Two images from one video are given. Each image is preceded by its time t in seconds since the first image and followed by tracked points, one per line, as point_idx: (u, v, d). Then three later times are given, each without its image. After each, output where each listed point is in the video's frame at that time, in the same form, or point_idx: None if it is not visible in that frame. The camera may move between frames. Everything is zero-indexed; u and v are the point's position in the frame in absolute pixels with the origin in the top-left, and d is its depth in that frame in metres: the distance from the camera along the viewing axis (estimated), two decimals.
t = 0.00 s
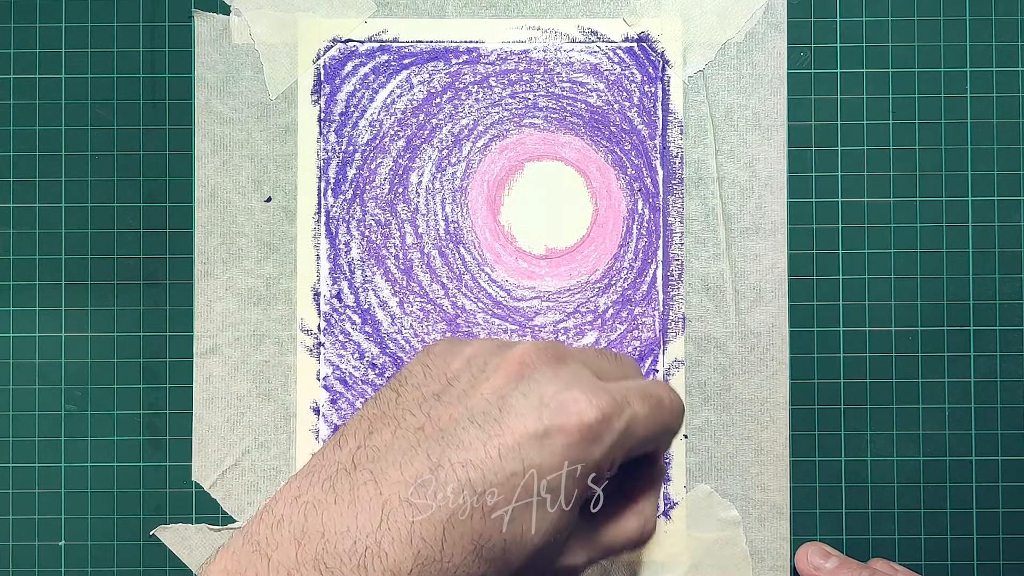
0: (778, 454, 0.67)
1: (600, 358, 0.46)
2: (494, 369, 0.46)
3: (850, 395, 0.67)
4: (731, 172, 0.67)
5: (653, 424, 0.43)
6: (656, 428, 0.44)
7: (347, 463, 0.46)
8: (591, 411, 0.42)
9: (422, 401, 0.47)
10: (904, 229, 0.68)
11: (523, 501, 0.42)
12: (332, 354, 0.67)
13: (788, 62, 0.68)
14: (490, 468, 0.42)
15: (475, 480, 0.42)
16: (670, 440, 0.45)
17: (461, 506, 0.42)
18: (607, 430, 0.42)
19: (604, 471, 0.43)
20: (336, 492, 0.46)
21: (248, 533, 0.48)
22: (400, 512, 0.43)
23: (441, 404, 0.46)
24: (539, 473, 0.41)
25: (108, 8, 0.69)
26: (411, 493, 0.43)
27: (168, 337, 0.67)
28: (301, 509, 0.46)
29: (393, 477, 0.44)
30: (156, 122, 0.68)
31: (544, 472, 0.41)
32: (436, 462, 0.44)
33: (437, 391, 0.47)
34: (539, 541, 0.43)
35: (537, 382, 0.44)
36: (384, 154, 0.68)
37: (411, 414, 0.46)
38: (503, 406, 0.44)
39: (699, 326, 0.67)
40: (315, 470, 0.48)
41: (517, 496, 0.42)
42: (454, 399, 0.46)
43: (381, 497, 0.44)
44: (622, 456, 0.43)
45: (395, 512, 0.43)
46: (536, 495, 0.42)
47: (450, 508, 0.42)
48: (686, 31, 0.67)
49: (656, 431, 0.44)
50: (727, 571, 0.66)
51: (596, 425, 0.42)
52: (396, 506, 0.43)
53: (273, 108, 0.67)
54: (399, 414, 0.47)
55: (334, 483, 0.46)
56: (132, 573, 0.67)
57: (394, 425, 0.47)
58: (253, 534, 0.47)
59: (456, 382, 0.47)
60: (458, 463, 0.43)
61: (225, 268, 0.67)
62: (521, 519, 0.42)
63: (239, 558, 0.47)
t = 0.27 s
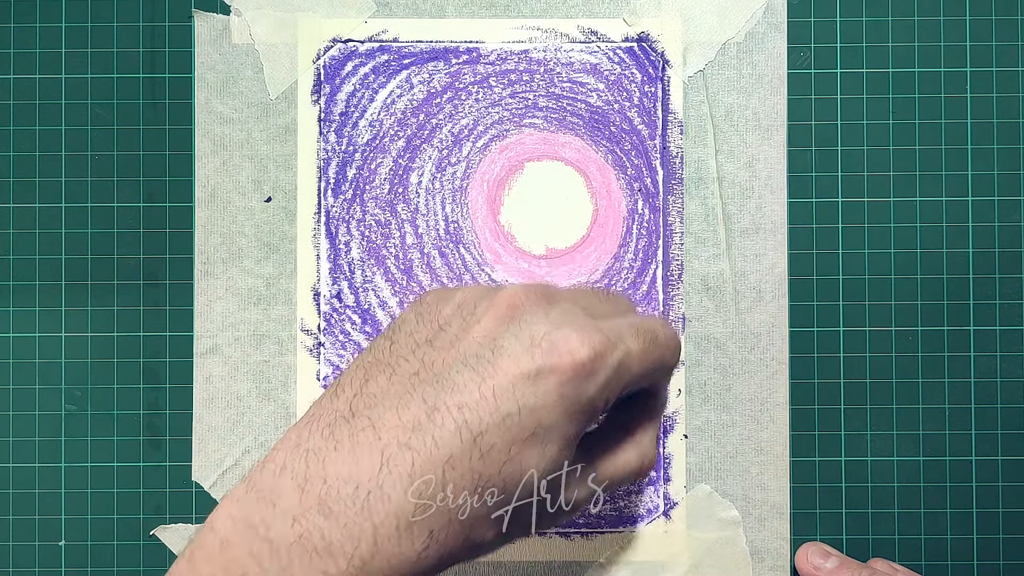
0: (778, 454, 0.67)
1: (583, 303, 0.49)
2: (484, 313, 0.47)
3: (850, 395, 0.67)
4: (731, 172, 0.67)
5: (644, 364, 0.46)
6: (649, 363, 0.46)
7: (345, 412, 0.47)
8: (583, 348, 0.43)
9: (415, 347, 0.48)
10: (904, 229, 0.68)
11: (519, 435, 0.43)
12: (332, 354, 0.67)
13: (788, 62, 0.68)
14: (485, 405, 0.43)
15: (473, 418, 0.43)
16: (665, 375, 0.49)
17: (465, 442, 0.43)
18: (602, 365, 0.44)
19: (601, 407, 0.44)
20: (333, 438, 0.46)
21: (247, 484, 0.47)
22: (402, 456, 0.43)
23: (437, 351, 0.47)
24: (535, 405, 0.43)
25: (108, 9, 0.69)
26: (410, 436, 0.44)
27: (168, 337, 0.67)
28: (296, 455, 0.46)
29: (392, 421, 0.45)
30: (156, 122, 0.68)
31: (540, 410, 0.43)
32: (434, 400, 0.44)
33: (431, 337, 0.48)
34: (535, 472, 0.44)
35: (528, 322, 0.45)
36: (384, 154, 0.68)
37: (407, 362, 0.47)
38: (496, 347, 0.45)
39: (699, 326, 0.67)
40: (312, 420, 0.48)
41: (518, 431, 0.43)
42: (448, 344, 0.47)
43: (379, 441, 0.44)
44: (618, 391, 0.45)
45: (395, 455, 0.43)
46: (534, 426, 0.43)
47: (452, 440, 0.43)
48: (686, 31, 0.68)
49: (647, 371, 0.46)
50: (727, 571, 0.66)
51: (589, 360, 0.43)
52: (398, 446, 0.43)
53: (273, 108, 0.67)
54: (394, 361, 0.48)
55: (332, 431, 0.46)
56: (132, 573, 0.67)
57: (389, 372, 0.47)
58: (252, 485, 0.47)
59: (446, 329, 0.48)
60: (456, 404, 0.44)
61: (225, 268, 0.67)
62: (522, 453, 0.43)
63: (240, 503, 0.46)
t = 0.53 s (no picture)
0: (778, 454, 0.67)
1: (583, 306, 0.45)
2: (479, 320, 0.44)
3: (850, 395, 0.67)
4: (731, 172, 0.67)
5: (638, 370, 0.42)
6: (646, 368, 0.42)
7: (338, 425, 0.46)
8: (577, 357, 0.40)
9: (409, 356, 0.46)
10: (904, 229, 0.68)
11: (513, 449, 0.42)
12: (332, 354, 0.67)
13: (788, 62, 0.68)
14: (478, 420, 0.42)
15: (466, 433, 0.42)
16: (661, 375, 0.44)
17: (460, 457, 0.42)
18: (596, 374, 0.41)
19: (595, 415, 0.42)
20: (329, 451, 0.46)
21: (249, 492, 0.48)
22: (396, 469, 0.43)
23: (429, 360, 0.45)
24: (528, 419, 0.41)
25: (108, 9, 0.69)
26: (405, 450, 0.43)
27: (168, 337, 0.67)
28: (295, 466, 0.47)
29: (387, 434, 0.44)
30: (156, 122, 0.68)
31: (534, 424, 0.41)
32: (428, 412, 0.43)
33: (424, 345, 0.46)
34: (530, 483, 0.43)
35: (522, 331, 0.43)
36: (384, 154, 0.68)
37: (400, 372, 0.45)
38: (490, 358, 0.43)
39: (699, 327, 0.67)
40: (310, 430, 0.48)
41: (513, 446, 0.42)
42: (441, 352, 0.45)
43: (374, 454, 0.44)
44: (612, 397, 0.42)
45: (391, 468, 0.43)
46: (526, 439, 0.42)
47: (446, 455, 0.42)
48: (686, 31, 0.67)
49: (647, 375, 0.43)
50: (727, 571, 0.66)
51: (582, 372, 0.40)
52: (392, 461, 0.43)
53: (273, 108, 0.67)
54: (387, 370, 0.46)
55: (328, 443, 0.46)
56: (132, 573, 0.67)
57: (383, 382, 0.46)
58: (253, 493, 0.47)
59: (439, 337, 0.46)
60: (449, 417, 0.42)
61: (225, 268, 0.67)
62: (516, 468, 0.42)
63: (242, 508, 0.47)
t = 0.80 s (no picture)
0: (778, 454, 0.67)
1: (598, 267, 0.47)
2: (494, 285, 0.46)
3: (850, 395, 0.67)
4: (731, 172, 0.67)
5: (655, 322, 0.45)
6: (664, 322, 0.45)
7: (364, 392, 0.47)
8: (594, 316, 0.42)
9: (429, 323, 0.47)
10: (904, 229, 0.68)
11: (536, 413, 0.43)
12: (332, 354, 0.67)
13: (788, 62, 0.68)
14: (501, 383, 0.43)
15: (489, 397, 0.43)
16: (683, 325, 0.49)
17: (487, 420, 0.43)
18: (613, 333, 0.43)
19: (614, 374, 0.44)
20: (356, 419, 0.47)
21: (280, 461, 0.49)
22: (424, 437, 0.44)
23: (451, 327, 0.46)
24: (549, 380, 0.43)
25: (108, 9, 0.69)
26: (430, 416, 0.44)
27: (168, 337, 0.67)
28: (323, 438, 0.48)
29: (411, 402, 0.45)
30: (156, 122, 0.68)
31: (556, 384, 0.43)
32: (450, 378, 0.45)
33: (442, 313, 0.47)
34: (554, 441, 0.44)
35: (540, 295, 0.44)
36: (384, 154, 0.68)
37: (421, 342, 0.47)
38: (508, 321, 0.44)
39: (699, 326, 0.67)
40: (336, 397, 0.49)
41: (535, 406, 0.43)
42: (460, 319, 0.46)
43: (399, 422, 0.45)
44: (632, 354, 0.44)
45: (418, 436, 0.44)
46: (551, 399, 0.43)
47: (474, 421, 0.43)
48: (686, 31, 0.67)
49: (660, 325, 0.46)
50: (727, 571, 0.66)
51: (600, 330, 0.42)
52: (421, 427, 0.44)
53: (273, 108, 0.67)
54: (409, 339, 0.48)
55: (354, 411, 0.47)
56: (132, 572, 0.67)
57: (405, 351, 0.47)
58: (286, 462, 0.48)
59: (457, 304, 0.47)
60: (472, 382, 0.44)
61: (225, 268, 0.67)
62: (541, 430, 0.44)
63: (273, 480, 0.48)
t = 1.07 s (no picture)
0: (778, 454, 0.67)
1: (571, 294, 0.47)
2: (459, 313, 0.45)
3: (850, 395, 0.67)
4: (731, 172, 0.67)
5: (618, 354, 0.44)
6: (630, 353, 0.45)
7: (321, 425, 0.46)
8: (560, 344, 0.42)
9: (393, 349, 0.47)
10: (904, 229, 0.68)
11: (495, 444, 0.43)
12: (332, 354, 0.67)
13: (788, 62, 0.68)
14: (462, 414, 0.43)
15: (450, 425, 0.43)
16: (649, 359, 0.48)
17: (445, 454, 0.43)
18: (579, 362, 0.42)
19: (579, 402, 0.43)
20: (312, 448, 0.46)
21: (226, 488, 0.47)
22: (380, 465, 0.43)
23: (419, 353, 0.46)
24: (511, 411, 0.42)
25: (108, 9, 0.69)
26: (389, 445, 0.43)
27: (168, 337, 0.67)
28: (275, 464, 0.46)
29: (371, 429, 0.44)
30: (156, 122, 0.68)
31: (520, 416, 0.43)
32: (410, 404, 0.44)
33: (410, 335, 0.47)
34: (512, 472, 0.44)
35: (506, 322, 0.43)
36: (384, 154, 0.68)
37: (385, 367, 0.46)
38: (472, 349, 0.44)
39: (699, 326, 0.67)
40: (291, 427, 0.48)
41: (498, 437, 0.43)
42: (423, 345, 0.46)
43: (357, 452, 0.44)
44: (597, 384, 0.44)
45: (375, 463, 0.43)
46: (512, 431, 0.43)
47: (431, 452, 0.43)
48: (686, 31, 0.68)
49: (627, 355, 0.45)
50: (727, 571, 0.66)
51: (566, 359, 0.42)
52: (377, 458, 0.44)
53: (273, 108, 0.67)
54: (371, 365, 0.47)
55: (310, 441, 0.46)
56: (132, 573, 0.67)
57: (366, 377, 0.47)
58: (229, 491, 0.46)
59: (422, 330, 0.47)
60: (433, 410, 0.43)
61: (225, 268, 0.67)
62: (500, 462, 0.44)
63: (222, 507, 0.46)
